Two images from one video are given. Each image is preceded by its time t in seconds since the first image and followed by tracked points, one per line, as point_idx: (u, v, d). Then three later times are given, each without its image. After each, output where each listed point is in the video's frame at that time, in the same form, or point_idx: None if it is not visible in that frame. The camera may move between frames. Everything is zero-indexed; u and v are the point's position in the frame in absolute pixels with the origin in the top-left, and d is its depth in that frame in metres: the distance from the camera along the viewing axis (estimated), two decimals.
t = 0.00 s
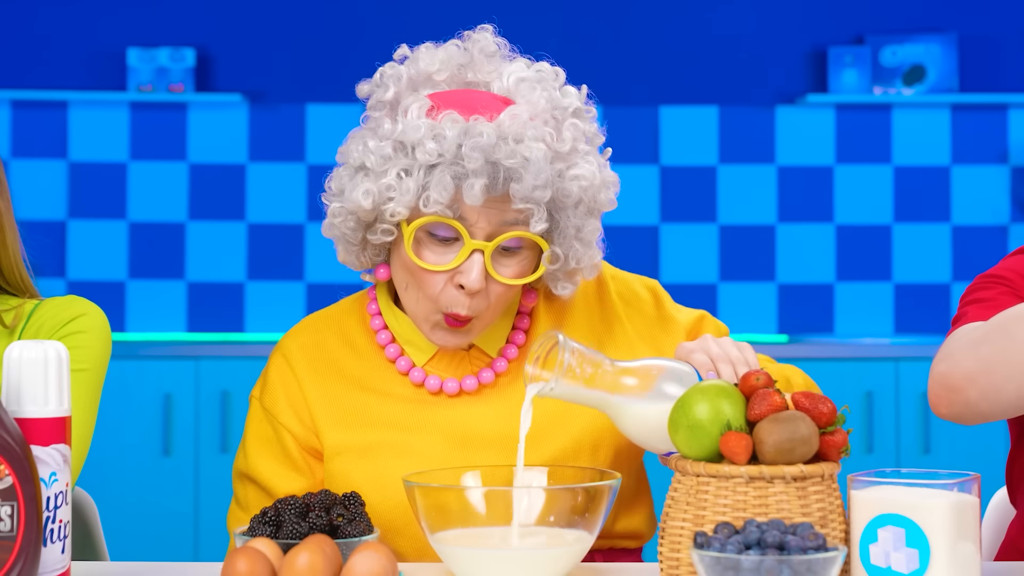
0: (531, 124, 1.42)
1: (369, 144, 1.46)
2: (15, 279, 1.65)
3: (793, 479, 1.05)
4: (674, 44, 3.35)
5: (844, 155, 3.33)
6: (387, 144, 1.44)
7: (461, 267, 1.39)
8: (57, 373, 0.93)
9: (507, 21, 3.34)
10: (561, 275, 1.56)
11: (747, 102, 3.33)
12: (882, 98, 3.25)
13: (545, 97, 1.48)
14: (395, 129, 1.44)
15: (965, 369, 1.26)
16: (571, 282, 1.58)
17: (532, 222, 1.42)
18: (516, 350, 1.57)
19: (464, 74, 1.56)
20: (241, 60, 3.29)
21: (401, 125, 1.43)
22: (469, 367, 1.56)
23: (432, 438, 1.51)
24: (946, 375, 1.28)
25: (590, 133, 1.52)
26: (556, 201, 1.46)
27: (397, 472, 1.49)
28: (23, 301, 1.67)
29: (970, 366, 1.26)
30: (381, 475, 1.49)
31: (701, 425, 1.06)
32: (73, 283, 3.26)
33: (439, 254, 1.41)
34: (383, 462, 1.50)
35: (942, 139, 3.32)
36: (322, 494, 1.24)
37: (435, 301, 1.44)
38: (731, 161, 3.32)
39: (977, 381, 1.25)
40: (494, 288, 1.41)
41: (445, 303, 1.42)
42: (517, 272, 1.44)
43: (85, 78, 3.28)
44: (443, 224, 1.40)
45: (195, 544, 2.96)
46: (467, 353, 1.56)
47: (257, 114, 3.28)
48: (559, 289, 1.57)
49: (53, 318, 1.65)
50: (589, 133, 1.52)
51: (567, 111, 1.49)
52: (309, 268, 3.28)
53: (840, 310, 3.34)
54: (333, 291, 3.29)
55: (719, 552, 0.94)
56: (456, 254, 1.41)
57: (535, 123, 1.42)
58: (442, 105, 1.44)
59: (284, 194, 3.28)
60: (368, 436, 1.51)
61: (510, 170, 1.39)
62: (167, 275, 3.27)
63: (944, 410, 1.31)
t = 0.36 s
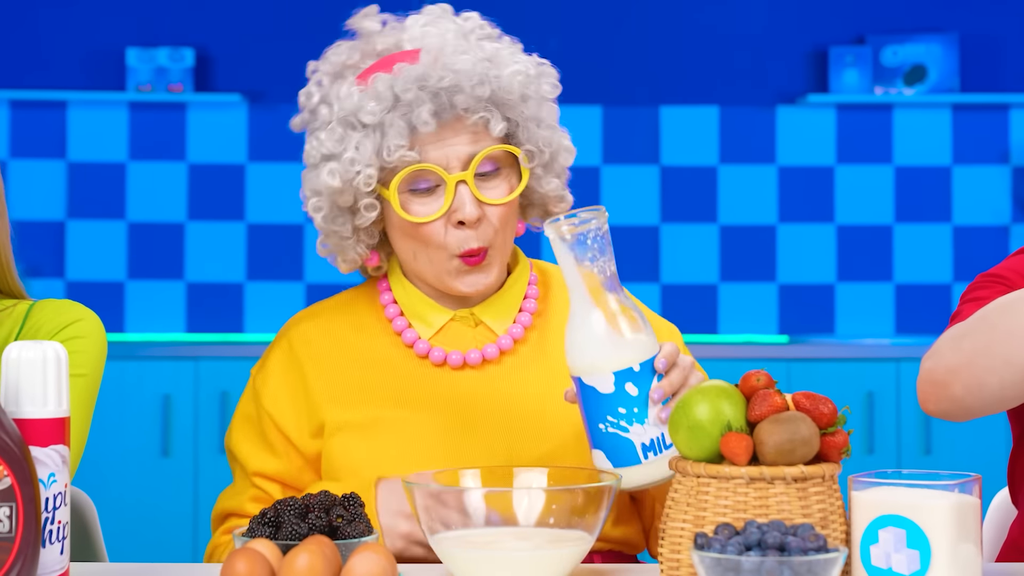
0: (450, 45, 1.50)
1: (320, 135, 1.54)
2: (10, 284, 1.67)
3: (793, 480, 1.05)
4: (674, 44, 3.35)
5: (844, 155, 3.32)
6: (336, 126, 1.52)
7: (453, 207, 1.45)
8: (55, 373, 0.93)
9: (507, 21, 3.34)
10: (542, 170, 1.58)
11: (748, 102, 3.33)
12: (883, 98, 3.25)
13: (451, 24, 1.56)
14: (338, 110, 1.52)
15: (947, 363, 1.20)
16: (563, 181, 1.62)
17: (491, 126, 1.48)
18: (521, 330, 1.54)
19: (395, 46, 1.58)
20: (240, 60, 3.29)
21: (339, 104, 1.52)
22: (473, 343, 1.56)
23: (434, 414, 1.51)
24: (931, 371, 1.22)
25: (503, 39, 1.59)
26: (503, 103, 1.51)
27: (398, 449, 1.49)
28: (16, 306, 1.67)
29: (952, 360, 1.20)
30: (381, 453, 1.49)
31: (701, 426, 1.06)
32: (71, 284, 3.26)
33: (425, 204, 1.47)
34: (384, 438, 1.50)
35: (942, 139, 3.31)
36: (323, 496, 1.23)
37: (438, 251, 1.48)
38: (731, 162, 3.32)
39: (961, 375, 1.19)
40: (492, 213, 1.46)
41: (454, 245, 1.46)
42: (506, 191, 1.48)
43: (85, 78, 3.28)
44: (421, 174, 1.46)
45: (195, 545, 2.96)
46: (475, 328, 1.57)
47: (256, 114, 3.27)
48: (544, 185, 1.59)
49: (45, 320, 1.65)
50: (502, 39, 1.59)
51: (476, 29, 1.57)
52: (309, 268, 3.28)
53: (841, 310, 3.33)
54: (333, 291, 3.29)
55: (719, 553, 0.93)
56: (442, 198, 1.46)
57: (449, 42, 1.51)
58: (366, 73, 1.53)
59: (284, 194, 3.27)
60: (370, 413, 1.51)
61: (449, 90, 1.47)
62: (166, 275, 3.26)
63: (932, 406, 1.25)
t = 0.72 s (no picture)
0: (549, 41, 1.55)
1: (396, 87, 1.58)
2: None
3: (795, 482, 1.04)
4: (675, 44, 3.34)
5: (846, 155, 3.31)
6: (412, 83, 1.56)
7: (496, 182, 1.47)
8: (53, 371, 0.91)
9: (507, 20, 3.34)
10: (595, 178, 1.61)
11: (750, 102, 3.32)
12: (885, 98, 3.24)
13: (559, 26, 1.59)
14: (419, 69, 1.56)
15: (937, 369, 1.15)
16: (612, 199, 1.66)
17: (553, 119, 1.51)
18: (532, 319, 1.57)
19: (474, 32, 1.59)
20: (239, 60, 3.28)
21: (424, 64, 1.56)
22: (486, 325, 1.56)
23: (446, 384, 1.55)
24: (918, 375, 1.18)
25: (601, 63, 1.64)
26: (570, 102, 1.55)
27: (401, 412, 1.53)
28: None
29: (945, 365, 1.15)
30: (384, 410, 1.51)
31: (702, 427, 1.06)
32: (69, 285, 3.24)
33: (471, 173, 1.48)
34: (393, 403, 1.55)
35: (945, 139, 3.30)
36: (322, 497, 1.23)
37: (472, 223, 1.49)
38: (733, 161, 3.31)
39: (950, 380, 1.15)
40: (532, 201, 1.48)
41: (485, 218, 1.48)
42: (551, 185, 1.51)
43: (83, 78, 3.27)
44: (476, 144, 1.47)
45: (194, 547, 2.95)
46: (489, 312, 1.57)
47: (255, 114, 3.26)
48: (594, 197, 1.61)
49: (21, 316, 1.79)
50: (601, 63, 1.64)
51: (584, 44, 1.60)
52: (308, 269, 3.27)
53: (842, 310, 3.32)
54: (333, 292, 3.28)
55: (720, 555, 0.92)
56: (489, 172, 1.48)
57: (546, 35, 1.55)
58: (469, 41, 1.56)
59: (283, 195, 3.26)
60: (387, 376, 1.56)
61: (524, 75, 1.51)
62: (164, 276, 3.25)
63: (918, 410, 1.21)
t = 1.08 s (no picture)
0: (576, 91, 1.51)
1: (409, 125, 1.55)
2: None
3: (796, 484, 1.13)
4: (676, 44, 3.33)
5: (849, 155, 3.30)
6: (428, 122, 1.53)
7: (512, 237, 1.47)
8: (50, 375, 0.98)
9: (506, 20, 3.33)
10: (609, 238, 1.61)
11: (752, 102, 3.31)
12: (888, 98, 3.23)
13: (583, 68, 1.56)
14: (435, 108, 1.53)
15: (964, 368, 1.28)
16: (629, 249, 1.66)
17: (577, 181, 1.49)
18: (497, 355, 1.56)
19: (489, 53, 1.63)
20: (237, 60, 3.27)
21: (439, 104, 1.52)
22: (453, 358, 1.59)
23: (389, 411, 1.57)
24: (944, 373, 1.31)
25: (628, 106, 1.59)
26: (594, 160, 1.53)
27: (345, 437, 1.57)
28: None
29: (973, 365, 1.28)
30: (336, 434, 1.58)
31: (704, 430, 1.17)
32: (66, 286, 3.23)
33: (485, 226, 1.49)
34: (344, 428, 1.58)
35: (948, 139, 3.29)
36: (320, 499, 1.19)
37: (484, 274, 1.50)
38: (735, 162, 3.29)
39: (976, 380, 1.27)
40: (547, 256, 1.48)
41: (498, 272, 1.48)
42: (567, 238, 1.50)
43: (79, 78, 3.25)
44: (491, 196, 1.48)
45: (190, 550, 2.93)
46: (459, 342, 1.60)
47: (253, 114, 3.25)
48: (608, 254, 1.62)
49: None
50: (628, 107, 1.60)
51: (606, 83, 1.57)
52: (306, 270, 3.26)
53: (844, 312, 3.31)
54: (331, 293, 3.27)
55: (721, 558, 0.94)
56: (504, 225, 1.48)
57: (572, 87, 1.50)
58: (488, 80, 1.53)
59: (281, 195, 3.25)
60: (341, 396, 1.60)
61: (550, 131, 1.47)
62: (162, 277, 3.24)
63: (941, 409, 1.34)
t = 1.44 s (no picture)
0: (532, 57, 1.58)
1: (384, 114, 1.65)
2: None
3: (799, 487, 1.12)
4: (678, 43, 3.31)
5: (851, 155, 3.28)
6: (400, 109, 1.62)
7: (495, 208, 1.54)
8: (45, 377, 1.01)
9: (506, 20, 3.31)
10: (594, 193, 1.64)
11: (755, 102, 3.29)
12: (891, 98, 3.22)
13: (547, 35, 1.62)
14: (405, 95, 1.62)
15: (977, 369, 1.28)
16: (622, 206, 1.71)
17: (543, 140, 1.56)
18: (536, 326, 1.64)
19: (459, 35, 1.66)
20: (235, 60, 3.25)
21: (408, 89, 1.62)
22: (489, 331, 1.66)
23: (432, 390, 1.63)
24: (958, 375, 1.30)
25: (599, 63, 1.65)
26: (560, 122, 1.59)
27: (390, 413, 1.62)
28: None
29: (985, 364, 1.27)
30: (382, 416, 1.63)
31: (706, 433, 1.15)
32: (62, 287, 3.21)
33: (468, 201, 1.56)
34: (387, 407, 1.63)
35: (952, 139, 3.28)
36: (318, 501, 1.19)
37: (474, 246, 1.58)
38: (737, 162, 3.28)
39: (990, 380, 1.27)
40: (532, 221, 1.56)
41: (488, 243, 1.56)
42: (547, 203, 1.57)
43: (76, 78, 3.24)
44: (471, 173, 1.55)
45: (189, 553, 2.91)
46: (493, 318, 1.67)
47: (251, 114, 3.23)
48: (594, 209, 1.65)
49: None
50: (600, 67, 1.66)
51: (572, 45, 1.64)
52: (304, 271, 3.25)
53: (847, 314, 3.29)
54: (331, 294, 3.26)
55: (724, 561, 0.97)
56: (486, 198, 1.55)
57: (530, 52, 1.58)
58: (451, 61, 1.60)
59: (279, 196, 3.24)
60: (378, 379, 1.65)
61: (508, 98, 1.55)
62: (159, 278, 3.22)
63: (958, 411, 1.33)
